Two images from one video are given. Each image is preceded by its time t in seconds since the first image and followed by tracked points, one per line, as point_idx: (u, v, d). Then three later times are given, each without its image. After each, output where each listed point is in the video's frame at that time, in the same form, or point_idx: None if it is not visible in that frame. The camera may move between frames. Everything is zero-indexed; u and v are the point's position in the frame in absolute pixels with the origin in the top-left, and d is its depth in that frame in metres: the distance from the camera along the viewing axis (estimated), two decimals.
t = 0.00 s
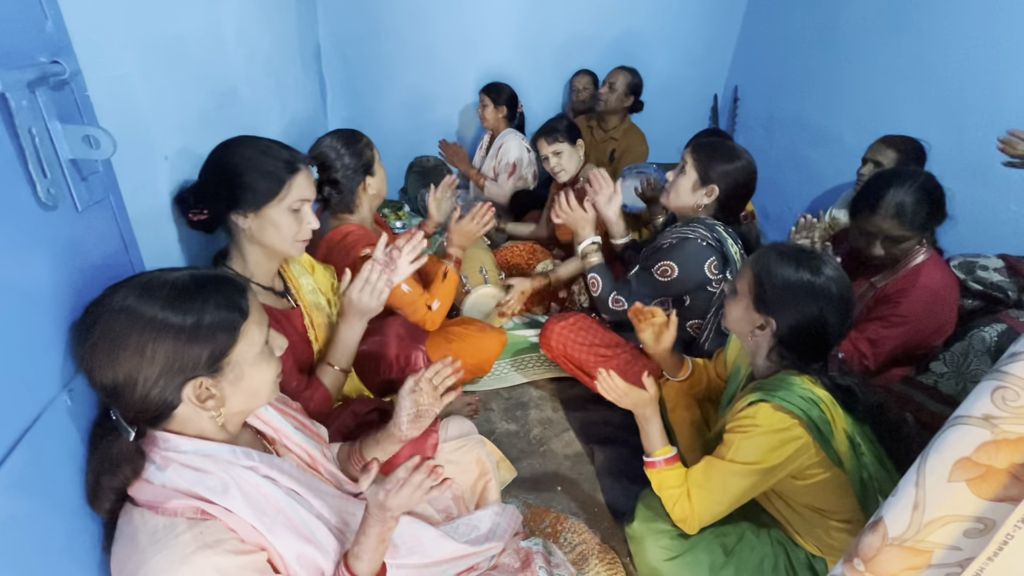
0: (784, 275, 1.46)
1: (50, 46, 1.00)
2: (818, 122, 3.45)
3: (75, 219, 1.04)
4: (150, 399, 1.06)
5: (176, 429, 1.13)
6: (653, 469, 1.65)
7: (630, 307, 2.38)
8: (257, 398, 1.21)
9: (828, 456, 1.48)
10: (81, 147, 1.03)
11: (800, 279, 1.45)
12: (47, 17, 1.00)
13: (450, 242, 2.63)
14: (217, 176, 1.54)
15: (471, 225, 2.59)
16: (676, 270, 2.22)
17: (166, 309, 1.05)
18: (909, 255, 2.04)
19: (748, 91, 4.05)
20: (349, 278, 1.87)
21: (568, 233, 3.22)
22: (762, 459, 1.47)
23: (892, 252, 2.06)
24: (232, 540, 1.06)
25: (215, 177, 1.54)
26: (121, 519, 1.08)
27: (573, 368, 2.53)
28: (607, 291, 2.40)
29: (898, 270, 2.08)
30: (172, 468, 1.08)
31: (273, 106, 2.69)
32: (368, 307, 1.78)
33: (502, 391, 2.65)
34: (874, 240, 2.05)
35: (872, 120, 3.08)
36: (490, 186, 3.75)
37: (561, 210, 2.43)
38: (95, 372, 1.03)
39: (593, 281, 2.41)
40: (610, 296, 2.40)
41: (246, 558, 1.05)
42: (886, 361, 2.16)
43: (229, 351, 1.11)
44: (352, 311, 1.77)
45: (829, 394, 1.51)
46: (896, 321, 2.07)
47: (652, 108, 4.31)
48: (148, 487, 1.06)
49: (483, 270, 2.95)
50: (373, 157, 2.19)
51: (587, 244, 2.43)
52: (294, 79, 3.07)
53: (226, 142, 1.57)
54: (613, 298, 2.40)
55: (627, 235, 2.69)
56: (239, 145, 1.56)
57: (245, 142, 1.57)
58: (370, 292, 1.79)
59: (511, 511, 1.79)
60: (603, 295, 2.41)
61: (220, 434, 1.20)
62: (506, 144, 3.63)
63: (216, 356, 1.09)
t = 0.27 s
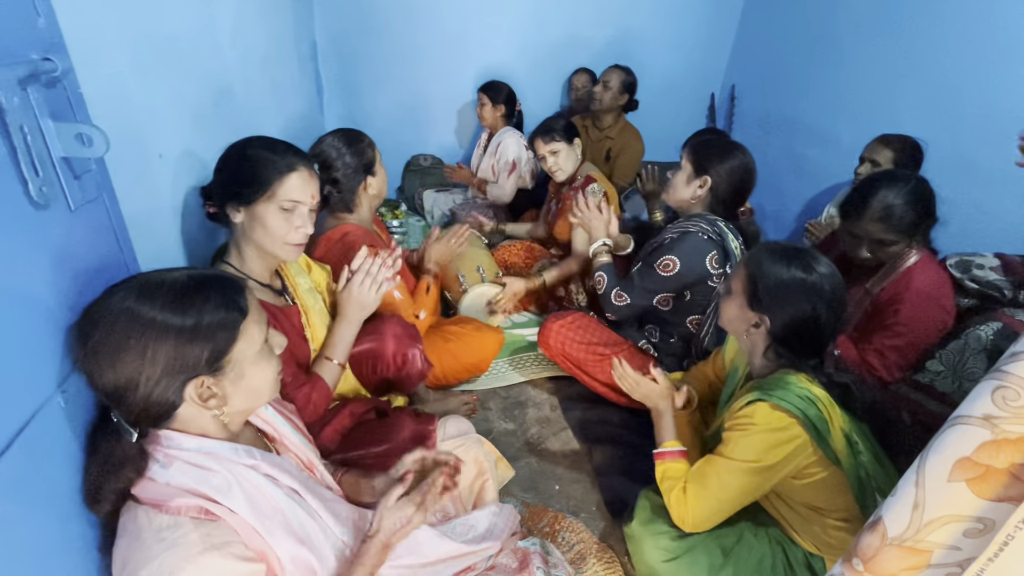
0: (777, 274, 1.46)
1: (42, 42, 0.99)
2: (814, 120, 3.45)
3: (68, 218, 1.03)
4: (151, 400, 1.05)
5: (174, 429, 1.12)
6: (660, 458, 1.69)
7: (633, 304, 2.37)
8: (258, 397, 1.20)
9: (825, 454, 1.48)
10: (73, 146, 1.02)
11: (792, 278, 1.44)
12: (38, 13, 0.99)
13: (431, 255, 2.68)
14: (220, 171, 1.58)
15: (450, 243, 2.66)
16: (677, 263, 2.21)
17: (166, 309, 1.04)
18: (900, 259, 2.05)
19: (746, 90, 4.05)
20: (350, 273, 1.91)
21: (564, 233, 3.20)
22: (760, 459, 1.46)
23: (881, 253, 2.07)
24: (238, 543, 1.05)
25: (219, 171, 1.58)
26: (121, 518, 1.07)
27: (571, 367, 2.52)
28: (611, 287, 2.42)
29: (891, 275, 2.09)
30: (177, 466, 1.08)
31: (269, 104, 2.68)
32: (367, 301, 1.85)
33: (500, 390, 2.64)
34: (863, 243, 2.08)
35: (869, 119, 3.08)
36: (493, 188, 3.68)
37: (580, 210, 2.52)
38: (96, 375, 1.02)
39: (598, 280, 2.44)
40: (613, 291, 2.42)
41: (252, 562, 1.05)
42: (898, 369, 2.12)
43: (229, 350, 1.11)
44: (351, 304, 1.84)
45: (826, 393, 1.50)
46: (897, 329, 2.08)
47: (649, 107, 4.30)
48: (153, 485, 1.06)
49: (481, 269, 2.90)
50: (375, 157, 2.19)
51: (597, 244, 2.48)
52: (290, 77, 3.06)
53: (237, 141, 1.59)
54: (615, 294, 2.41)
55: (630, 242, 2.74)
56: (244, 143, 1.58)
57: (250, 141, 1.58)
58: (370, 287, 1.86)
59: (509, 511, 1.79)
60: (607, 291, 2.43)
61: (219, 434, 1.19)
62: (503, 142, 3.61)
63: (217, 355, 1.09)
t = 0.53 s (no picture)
0: (778, 274, 1.45)
1: (32, 41, 0.98)
2: (811, 118, 3.45)
3: (60, 219, 1.02)
4: (144, 399, 1.04)
5: (167, 432, 1.11)
6: (650, 466, 1.64)
7: (622, 297, 2.37)
8: (251, 398, 1.19)
9: (823, 456, 1.47)
10: (65, 146, 1.01)
11: (794, 278, 1.44)
12: (28, 11, 0.97)
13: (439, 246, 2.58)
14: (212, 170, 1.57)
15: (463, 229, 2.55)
16: (671, 261, 2.20)
17: (158, 308, 1.02)
18: (901, 256, 2.04)
19: (743, 88, 4.04)
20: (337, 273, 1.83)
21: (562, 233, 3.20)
22: (756, 460, 1.46)
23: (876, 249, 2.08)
24: (223, 547, 1.04)
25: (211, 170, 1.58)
26: (109, 526, 1.05)
27: (567, 366, 2.52)
28: (601, 279, 2.40)
29: (890, 270, 2.08)
30: (162, 473, 1.07)
31: (264, 102, 2.67)
32: (356, 300, 1.78)
33: (497, 389, 2.63)
34: (857, 235, 2.08)
35: (866, 118, 3.08)
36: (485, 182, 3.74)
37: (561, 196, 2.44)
38: (88, 374, 1.01)
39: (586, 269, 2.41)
40: (604, 284, 2.40)
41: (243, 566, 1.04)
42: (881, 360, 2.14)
43: (223, 349, 1.09)
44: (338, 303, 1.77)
45: (823, 394, 1.50)
46: (889, 323, 2.06)
47: (646, 105, 4.29)
48: (137, 493, 1.04)
49: (478, 268, 2.89)
50: (371, 156, 2.17)
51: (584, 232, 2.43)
52: (286, 76, 3.05)
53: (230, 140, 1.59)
54: (606, 287, 2.39)
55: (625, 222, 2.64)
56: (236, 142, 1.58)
57: (241, 140, 1.58)
58: (359, 287, 1.78)
59: (507, 511, 1.78)
60: (596, 283, 2.41)
61: (213, 436, 1.18)
62: (501, 140, 3.63)
63: (211, 354, 1.07)
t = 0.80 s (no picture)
0: (778, 274, 1.45)
1: (27, 41, 0.98)
2: (808, 117, 3.45)
3: (56, 221, 1.02)
4: (134, 403, 1.04)
5: (164, 434, 1.11)
6: (659, 458, 1.67)
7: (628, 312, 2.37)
8: (246, 396, 1.19)
9: (822, 456, 1.47)
10: (60, 147, 1.01)
11: (794, 278, 1.44)
12: (23, 10, 0.97)
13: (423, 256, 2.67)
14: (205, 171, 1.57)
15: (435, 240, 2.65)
16: (671, 269, 2.20)
17: (144, 311, 1.02)
18: (893, 257, 2.05)
19: (740, 88, 4.04)
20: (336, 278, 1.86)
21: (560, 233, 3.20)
22: (757, 459, 1.46)
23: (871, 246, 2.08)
24: (227, 554, 1.04)
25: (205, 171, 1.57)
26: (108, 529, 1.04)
27: (565, 367, 2.52)
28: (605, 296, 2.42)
29: (884, 271, 2.08)
30: (163, 475, 1.06)
31: (261, 102, 2.66)
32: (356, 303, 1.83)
33: (496, 389, 2.63)
34: (852, 230, 2.09)
35: (863, 117, 3.08)
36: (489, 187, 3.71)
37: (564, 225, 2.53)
38: (74, 380, 1.00)
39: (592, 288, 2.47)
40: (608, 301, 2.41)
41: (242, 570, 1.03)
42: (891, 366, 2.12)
43: (213, 349, 1.09)
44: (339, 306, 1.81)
45: (823, 393, 1.50)
46: (891, 326, 2.06)
47: (644, 104, 4.29)
48: (139, 495, 1.04)
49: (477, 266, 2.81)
50: (369, 156, 2.17)
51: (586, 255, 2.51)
52: (282, 75, 3.04)
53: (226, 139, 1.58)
54: (611, 304, 2.40)
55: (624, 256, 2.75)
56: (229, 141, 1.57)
57: (234, 139, 1.58)
58: (359, 289, 1.83)
59: (506, 511, 1.78)
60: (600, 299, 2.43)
61: (210, 438, 1.18)
62: (502, 141, 3.64)
63: (201, 354, 1.07)
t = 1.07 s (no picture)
0: (779, 275, 1.45)
1: (24, 40, 0.97)
2: (806, 117, 3.45)
3: (54, 221, 1.02)
4: (123, 402, 1.03)
5: (159, 434, 1.11)
6: (648, 468, 1.63)
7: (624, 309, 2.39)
8: (237, 394, 1.19)
9: (818, 454, 1.47)
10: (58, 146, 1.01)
11: (795, 279, 1.44)
12: (21, 10, 0.97)
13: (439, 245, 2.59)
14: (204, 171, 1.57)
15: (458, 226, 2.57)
16: (670, 269, 2.21)
17: (127, 310, 1.00)
18: (893, 254, 2.03)
19: (738, 87, 4.04)
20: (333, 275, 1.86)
21: (559, 233, 3.20)
22: (753, 458, 1.46)
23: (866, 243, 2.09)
24: (214, 551, 1.03)
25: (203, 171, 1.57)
26: (100, 533, 1.04)
27: (563, 365, 2.52)
28: (600, 293, 2.43)
29: (884, 267, 2.06)
30: (152, 477, 1.06)
31: (259, 101, 2.66)
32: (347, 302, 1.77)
33: (494, 389, 2.63)
34: (852, 223, 2.10)
35: (861, 116, 3.08)
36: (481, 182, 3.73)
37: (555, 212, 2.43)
38: (59, 381, 0.99)
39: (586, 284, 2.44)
40: (603, 298, 2.43)
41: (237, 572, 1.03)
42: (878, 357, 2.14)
43: (201, 346, 1.09)
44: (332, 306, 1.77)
45: (820, 392, 1.51)
46: (883, 320, 2.07)
47: (642, 104, 4.29)
48: (127, 497, 1.04)
49: (475, 267, 2.96)
50: (364, 154, 2.16)
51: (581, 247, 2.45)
52: (280, 74, 3.03)
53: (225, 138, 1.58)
54: (606, 300, 2.43)
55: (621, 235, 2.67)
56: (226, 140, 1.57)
57: (232, 139, 1.57)
58: (348, 289, 1.78)
59: (504, 510, 1.78)
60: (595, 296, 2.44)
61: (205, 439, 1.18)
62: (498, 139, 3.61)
63: (188, 351, 1.06)
